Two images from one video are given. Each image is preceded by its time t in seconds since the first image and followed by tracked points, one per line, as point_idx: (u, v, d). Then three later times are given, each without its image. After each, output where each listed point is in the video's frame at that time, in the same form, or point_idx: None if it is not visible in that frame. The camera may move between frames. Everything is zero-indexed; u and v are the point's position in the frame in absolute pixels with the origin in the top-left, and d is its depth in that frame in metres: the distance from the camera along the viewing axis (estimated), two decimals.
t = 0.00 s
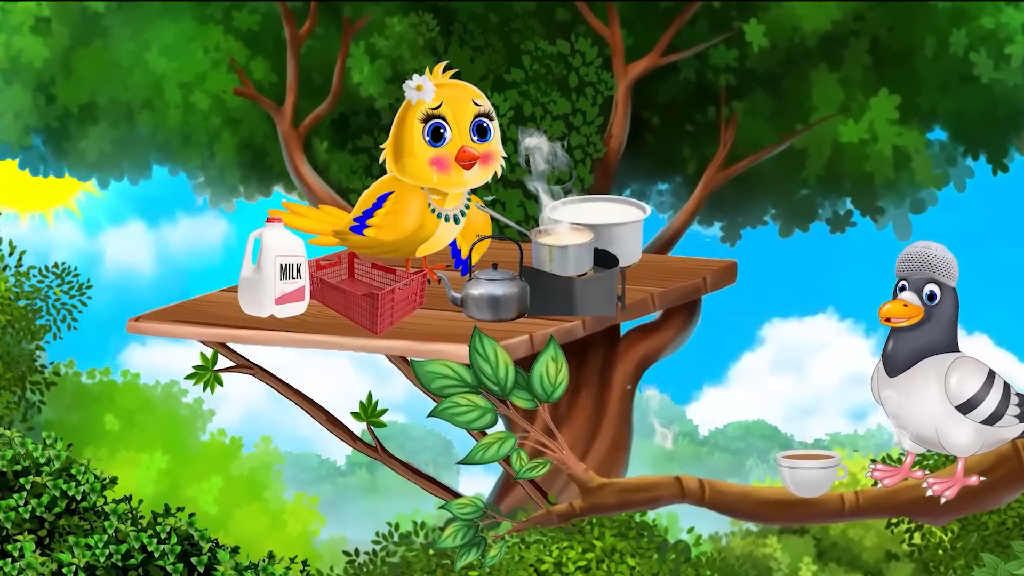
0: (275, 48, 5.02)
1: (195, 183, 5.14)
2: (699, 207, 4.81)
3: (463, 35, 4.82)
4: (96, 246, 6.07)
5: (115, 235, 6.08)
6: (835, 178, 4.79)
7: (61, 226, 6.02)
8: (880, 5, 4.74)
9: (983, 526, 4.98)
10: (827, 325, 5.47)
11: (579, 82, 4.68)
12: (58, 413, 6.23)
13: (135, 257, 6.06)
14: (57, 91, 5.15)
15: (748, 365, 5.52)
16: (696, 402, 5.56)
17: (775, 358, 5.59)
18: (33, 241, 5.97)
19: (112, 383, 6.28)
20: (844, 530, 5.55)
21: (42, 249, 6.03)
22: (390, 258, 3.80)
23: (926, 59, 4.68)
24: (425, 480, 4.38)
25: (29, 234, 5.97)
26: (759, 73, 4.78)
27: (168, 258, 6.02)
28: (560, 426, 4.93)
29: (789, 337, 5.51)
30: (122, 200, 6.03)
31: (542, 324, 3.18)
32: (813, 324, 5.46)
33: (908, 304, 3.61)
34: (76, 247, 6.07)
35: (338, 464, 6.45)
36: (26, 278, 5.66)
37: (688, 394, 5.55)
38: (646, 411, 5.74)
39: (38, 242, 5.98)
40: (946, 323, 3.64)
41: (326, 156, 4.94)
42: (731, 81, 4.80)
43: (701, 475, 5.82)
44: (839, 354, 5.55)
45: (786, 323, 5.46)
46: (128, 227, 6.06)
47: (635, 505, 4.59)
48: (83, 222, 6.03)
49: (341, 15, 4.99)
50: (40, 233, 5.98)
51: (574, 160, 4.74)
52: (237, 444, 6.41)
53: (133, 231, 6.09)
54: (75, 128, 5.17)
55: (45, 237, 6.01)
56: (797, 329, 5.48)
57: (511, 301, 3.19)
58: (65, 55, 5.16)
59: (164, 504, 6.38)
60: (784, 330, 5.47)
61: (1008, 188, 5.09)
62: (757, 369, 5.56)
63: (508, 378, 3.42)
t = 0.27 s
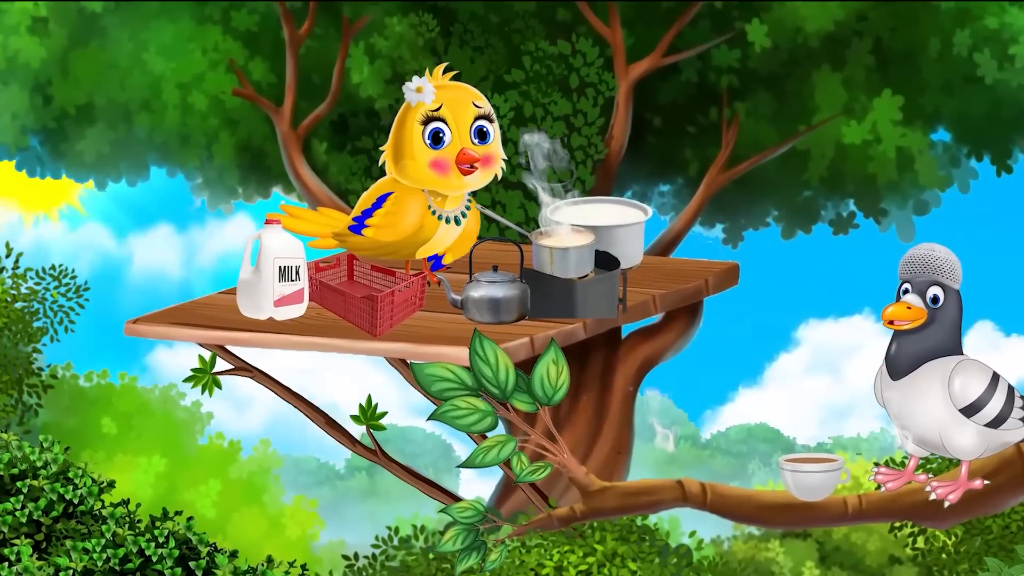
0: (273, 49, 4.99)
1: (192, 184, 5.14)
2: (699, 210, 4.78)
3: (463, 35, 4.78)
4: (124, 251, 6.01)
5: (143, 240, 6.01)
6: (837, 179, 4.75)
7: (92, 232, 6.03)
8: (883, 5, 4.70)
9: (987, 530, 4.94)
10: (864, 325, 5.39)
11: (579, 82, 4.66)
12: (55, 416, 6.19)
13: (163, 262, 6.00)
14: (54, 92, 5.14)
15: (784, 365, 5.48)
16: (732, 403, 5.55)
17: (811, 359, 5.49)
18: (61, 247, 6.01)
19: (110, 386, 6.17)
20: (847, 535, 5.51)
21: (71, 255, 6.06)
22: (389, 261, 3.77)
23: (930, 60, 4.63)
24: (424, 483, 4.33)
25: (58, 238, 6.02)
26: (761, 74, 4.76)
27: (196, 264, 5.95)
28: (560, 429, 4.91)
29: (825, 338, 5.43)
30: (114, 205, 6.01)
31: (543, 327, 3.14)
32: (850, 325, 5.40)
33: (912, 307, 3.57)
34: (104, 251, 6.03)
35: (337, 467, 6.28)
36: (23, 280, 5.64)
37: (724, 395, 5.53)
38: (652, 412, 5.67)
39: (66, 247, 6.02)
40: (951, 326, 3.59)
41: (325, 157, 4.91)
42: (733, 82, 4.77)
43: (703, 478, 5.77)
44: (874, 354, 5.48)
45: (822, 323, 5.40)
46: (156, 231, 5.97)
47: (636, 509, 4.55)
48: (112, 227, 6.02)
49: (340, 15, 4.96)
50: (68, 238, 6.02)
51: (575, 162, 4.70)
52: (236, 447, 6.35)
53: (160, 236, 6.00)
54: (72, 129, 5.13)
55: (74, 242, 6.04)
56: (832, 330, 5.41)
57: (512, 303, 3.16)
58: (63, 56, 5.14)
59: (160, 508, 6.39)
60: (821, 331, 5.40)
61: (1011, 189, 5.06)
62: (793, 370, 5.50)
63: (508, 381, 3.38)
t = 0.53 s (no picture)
0: (272, 50, 4.95)
1: (190, 185, 5.13)
2: (701, 212, 4.74)
3: (463, 35, 4.74)
4: (150, 253, 5.97)
5: (169, 242, 5.94)
6: (839, 180, 4.73)
7: (117, 234, 6.00)
8: (886, 5, 4.67)
9: (990, 534, 4.91)
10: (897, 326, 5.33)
11: (580, 82, 4.63)
12: (52, 419, 6.16)
13: (190, 265, 5.94)
14: (51, 92, 5.11)
15: (815, 366, 5.43)
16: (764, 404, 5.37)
17: (843, 360, 5.48)
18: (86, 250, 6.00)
19: (108, 388, 6.15)
20: (850, 539, 5.45)
21: (96, 255, 6.04)
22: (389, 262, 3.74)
23: (933, 60, 4.60)
24: (423, 486, 4.28)
25: (83, 240, 6.02)
26: (764, 75, 4.72)
27: (221, 267, 5.86)
28: (561, 433, 4.87)
29: (857, 339, 5.40)
30: (106, 210, 5.98)
31: (543, 329, 3.10)
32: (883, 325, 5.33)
33: (915, 308, 3.53)
34: (129, 253, 6.00)
35: (336, 470, 6.36)
36: (20, 283, 5.60)
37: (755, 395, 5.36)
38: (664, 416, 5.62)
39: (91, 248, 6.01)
40: (953, 328, 3.57)
41: (325, 158, 4.88)
42: (735, 83, 4.74)
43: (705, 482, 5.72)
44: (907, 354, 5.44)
45: (853, 325, 5.35)
46: (181, 234, 5.90)
47: (637, 512, 4.48)
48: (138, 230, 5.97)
49: (340, 15, 4.95)
50: (92, 240, 6.01)
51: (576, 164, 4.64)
52: (235, 451, 6.32)
53: (187, 238, 5.93)
54: (69, 130, 5.09)
55: (98, 244, 6.02)
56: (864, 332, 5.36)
57: (512, 305, 3.13)
58: (60, 56, 5.11)
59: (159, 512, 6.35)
60: (852, 332, 5.35)
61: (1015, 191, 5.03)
62: (824, 371, 5.46)
63: (508, 384, 3.34)
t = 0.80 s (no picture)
0: (270, 50, 4.92)
1: (189, 187, 5.11)
2: (703, 213, 4.71)
3: (463, 36, 4.71)
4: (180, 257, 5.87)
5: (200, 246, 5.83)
6: (843, 181, 4.70)
7: (145, 237, 5.92)
8: (889, 5, 4.64)
9: (994, 538, 4.86)
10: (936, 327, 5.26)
11: (581, 83, 4.57)
12: (50, 422, 6.16)
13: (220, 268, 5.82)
14: (48, 93, 5.09)
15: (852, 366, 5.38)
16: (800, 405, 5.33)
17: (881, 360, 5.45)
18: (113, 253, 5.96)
19: (105, 391, 6.13)
20: (853, 542, 5.40)
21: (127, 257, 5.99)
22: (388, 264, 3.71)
23: (937, 61, 4.57)
24: (423, 489, 4.24)
25: (113, 243, 5.98)
26: (767, 75, 4.69)
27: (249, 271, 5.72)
28: (561, 436, 4.82)
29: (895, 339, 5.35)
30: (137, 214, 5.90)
31: (544, 332, 3.07)
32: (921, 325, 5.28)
33: (919, 311, 3.49)
34: (158, 256, 5.92)
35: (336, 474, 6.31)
36: (17, 284, 5.58)
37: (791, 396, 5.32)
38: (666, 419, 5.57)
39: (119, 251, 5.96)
40: (957, 330, 3.52)
41: (324, 159, 4.85)
42: (737, 83, 4.71)
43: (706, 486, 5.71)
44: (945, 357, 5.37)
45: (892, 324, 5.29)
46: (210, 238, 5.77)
47: (639, 516, 4.43)
48: (164, 233, 5.87)
49: (339, 16, 4.92)
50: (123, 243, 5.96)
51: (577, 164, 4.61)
52: (233, 454, 6.26)
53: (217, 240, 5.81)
54: (67, 131, 5.10)
55: (129, 247, 5.97)
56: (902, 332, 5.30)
57: (513, 308, 3.09)
58: (58, 56, 5.08)
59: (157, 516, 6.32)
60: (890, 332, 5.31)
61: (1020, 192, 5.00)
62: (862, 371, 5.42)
63: (509, 388, 3.31)
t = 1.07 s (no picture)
0: (269, 50, 4.89)
1: (187, 188, 5.06)
2: (705, 215, 4.68)
3: (464, 36, 4.68)
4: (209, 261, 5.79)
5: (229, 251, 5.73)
6: (846, 183, 4.65)
7: (174, 239, 5.85)
8: (892, 6, 4.61)
9: (999, 542, 4.83)
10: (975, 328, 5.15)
11: (583, 84, 4.57)
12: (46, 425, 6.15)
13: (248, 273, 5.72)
14: (45, 94, 5.06)
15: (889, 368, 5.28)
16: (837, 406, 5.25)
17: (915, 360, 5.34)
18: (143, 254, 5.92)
19: (103, 395, 6.13)
20: (856, 546, 5.34)
21: (159, 259, 5.95)
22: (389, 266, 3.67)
23: (940, 61, 4.54)
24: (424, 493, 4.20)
25: (144, 245, 5.92)
26: (769, 76, 4.65)
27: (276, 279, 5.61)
28: (562, 440, 4.80)
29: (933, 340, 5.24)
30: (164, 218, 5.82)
31: (545, 334, 3.04)
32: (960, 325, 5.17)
33: (922, 314, 3.46)
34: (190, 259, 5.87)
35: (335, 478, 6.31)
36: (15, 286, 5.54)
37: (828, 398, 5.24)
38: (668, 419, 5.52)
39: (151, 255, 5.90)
40: (961, 333, 3.49)
41: (323, 160, 4.82)
42: (739, 84, 4.68)
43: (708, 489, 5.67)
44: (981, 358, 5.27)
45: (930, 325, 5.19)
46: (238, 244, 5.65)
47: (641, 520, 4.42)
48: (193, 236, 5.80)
49: (338, 16, 4.88)
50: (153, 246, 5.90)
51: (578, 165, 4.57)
52: (231, 458, 6.23)
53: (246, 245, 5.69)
54: (64, 131, 5.08)
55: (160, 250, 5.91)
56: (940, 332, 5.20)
57: (513, 310, 3.06)
58: (55, 57, 5.06)
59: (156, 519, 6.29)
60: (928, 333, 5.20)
61: None
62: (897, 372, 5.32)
63: (510, 391, 3.27)
